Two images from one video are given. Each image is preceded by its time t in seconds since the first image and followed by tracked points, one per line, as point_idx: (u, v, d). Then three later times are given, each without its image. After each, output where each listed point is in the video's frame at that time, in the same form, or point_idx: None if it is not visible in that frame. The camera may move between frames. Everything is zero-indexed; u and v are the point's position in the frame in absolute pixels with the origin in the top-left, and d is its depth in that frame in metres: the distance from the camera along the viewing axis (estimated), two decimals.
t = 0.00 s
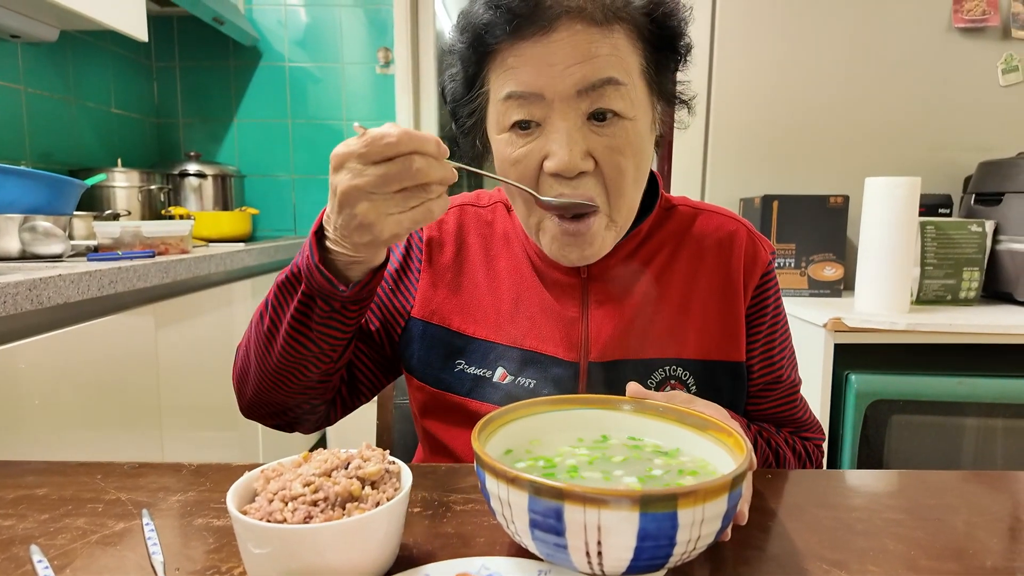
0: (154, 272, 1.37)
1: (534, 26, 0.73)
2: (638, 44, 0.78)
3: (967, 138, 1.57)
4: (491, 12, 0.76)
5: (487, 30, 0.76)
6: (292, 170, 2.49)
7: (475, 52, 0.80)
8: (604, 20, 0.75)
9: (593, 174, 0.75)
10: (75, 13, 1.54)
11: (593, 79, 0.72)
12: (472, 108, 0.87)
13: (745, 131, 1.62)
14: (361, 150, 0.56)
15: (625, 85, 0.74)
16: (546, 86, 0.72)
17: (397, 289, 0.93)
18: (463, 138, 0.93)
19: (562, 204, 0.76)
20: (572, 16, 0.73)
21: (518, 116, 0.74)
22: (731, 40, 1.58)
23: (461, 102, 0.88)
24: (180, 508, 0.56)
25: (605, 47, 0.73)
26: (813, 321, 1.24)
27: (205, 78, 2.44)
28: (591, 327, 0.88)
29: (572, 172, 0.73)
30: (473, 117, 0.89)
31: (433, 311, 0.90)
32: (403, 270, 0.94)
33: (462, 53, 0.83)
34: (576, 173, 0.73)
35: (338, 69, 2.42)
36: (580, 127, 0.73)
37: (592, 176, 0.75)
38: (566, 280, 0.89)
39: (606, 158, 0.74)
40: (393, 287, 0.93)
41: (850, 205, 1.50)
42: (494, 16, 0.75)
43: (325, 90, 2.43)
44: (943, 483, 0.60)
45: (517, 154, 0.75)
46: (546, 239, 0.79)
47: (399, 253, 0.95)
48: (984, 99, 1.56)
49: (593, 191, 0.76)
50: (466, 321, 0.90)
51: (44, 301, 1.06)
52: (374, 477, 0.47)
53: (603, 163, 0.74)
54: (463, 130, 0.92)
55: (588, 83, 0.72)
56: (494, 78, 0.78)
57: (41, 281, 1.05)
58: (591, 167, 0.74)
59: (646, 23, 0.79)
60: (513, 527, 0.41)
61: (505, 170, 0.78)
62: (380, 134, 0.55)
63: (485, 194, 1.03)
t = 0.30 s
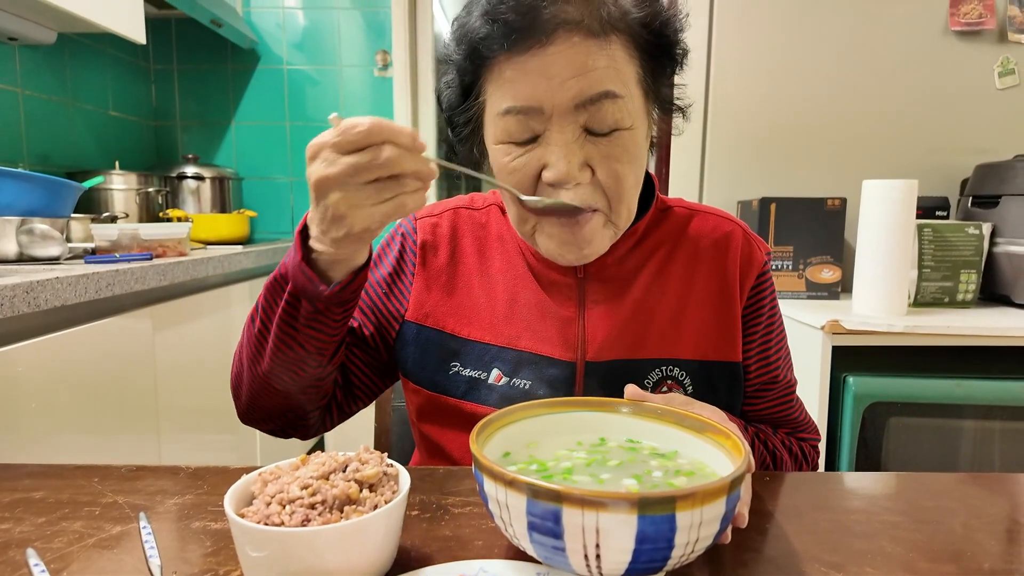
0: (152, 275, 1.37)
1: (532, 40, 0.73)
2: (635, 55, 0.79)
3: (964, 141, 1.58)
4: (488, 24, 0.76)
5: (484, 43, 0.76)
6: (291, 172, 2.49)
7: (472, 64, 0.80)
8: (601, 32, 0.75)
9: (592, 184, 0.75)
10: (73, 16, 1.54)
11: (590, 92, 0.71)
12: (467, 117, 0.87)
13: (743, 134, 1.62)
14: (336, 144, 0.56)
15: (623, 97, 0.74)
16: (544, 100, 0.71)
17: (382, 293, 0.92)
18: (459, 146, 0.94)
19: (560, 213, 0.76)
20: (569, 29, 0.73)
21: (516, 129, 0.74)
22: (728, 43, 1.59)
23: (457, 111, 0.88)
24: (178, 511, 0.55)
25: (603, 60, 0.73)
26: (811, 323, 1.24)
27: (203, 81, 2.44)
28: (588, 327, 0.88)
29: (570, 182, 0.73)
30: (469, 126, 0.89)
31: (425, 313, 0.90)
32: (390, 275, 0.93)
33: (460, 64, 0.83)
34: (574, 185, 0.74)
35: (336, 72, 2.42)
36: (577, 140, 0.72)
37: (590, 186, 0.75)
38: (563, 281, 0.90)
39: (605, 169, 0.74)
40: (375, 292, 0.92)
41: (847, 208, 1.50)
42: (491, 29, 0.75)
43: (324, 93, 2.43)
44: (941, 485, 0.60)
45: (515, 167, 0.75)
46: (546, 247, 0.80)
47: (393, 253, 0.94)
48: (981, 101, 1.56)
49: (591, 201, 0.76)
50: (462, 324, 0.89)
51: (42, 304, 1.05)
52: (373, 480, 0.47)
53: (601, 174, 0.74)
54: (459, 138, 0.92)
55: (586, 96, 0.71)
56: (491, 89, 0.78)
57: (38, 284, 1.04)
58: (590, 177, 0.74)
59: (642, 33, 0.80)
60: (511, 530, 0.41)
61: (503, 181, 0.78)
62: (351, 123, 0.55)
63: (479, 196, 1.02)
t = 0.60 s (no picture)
0: (150, 277, 1.37)
1: (535, 33, 0.73)
2: (633, 54, 0.79)
3: (961, 143, 1.58)
4: (494, 17, 0.75)
5: (490, 35, 0.75)
6: (289, 174, 2.49)
7: (475, 55, 0.79)
8: (603, 28, 0.75)
9: (587, 180, 0.76)
10: (72, 18, 1.54)
11: (591, 86, 0.72)
12: (466, 108, 0.86)
13: (740, 137, 1.63)
14: (278, 335, 0.61)
15: (622, 92, 0.74)
16: (546, 91, 0.72)
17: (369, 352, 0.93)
18: (456, 138, 0.93)
19: (554, 204, 0.77)
20: (572, 26, 0.73)
21: (516, 120, 0.74)
22: (726, 46, 1.59)
23: (456, 102, 0.88)
24: (175, 514, 0.55)
25: (604, 55, 0.73)
26: (809, 325, 1.24)
27: (201, 83, 2.44)
28: (580, 328, 0.88)
29: (566, 176, 0.74)
30: (467, 118, 0.88)
31: (421, 339, 0.91)
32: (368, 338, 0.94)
33: (461, 53, 0.81)
34: (570, 178, 0.74)
35: (334, 74, 2.42)
36: (576, 133, 0.73)
37: (586, 180, 0.76)
38: (554, 282, 0.89)
39: (601, 164, 0.75)
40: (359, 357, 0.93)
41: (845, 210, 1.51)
42: (497, 22, 0.74)
43: (322, 96, 2.43)
44: (939, 487, 0.60)
45: (512, 157, 0.76)
46: (541, 237, 0.81)
47: (383, 282, 0.96)
48: (978, 104, 1.56)
49: (586, 195, 0.77)
50: (454, 339, 0.90)
51: (39, 307, 1.05)
52: (371, 482, 0.47)
53: (597, 169, 0.75)
54: (457, 129, 0.91)
55: (586, 90, 0.72)
56: (490, 80, 0.78)
57: (35, 286, 1.04)
58: (586, 172, 0.75)
59: (641, 32, 0.80)
60: (510, 532, 0.41)
61: (500, 169, 0.78)
62: (292, 318, 0.61)
63: (465, 208, 1.01)
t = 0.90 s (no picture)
0: (148, 279, 1.37)
1: (525, 14, 0.74)
2: (615, 42, 0.81)
3: (959, 145, 1.58)
4: None
5: (480, 16, 0.76)
6: (287, 176, 2.49)
7: (465, 38, 0.79)
8: (590, 15, 0.77)
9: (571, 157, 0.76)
10: (70, 20, 1.54)
11: (577, 64, 0.74)
12: (455, 91, 0.86)
13: (739, 138, 1.63)
14: (279, 455, 0.65)
15: (606, 74, 0.76)
16: (533, 67, 0.73)
17: (363, 374, 0.94)
18: (444, 124, 0.92)
19: (538, 182, 0.76)
20: (559, 9, 0.75)
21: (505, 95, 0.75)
22: (724, 47, 1.60)
23: (445, 86, 0.88)
24: (173, 516, 0.55)
25: (590, 39, 0.76)
26: (807, 327, 1.25)
27: (199, 84, 2.44)
28: (565, 323, 0.88)
29: (552, 152, 0.74)
30: (456, 100, 0.88)
31: (413, 346, 0.91)
32: (361, 365, 0.95)
33: (451, 38, 0.82)
34: (555, 154, 0.74)
35: (333, 76, 2.42)
36: (561, 109, 0.74)
37: (571, 159, 0.76)
38: (537, 279, 0.90)
39: (586, 142, 0.75)
40: (354, 383, 0.95)
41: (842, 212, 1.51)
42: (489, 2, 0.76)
43: (321, 98, 2.44)
44: (937, 489, 0.60)
45: (497, 132, 0.76)
46: (524, 217, 0.79)
47: (372, 306, 0.95)
48: (975, 106, 1.57)
49: (572, 174, 0.76)
50: (445, 344, 0.89)
51: (37, 308, 1.05)
52: (369, 484, 0.47)
53: (581, 146, 0.75)
54: (445, 114, 0.91)
55: (573, 68, 0.73)
56: (480, 62, 0.79)
57: (33, 288, 1.04)
58: (570, 150, 0.75)
59: (624, 24, 0.82)
60: (509, 534, 0.41)
61: (485, 146, 0.78)
62: (287, 438, 0.64)
63: (446, 218, 1.01)
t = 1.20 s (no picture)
0: (146, 281, 1.36)
1: (516, 25, 0.74)
2: (605, 50, 0.81)
3: (957, 147, 1.59)
4: (477, 9, 0.76)
5: (474, 28, 0.76)
6: (285, 177, 2.49)
7: (459, 48, 0.79)
8: (579, 25, 0.77)
9: (563, 164, 0.77)
10: (68, 22, 1.53)
11: (568, 76, 0.73)
12: (449, 97, 0.86)
13: (737, 140, 1.63)
14: (274, 463, 0.65)
15: (596, 83, 0.76)
16: (526, 78, 0.73)
17: (362, 376, 0.94)
18: (438, 129, 0.92)
19: (531, 189, 0.77)
20: (551, 21, 0.75)
21: (498, 106, 0.75)
22: (722, 49, 1.60)
23: (439, 93, 0.87)
24: (172, 518, 0.55)
25: (580, 49, 0.76)
26: (805, 329, 1.25)
27: (197, 86, 2.44)
28: (557, 318, 0.88)
29: (545, 161, 0.75)
30: (451, 107, 0.87)
31: (411, 345, 0.90)
32: (359, 366, 0.94)
33: (445, 45, 0.81)
34: (548, 162, 0.75)
35: (331, 78, 2.43)
36: (554, 119, 0.74)
37: (563, 166, 0.76)
38: (528, 276, 0.90)
39: (578, 150, 0.76)
40: (353, 386, 0.94)
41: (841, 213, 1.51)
42: (482, 14, 0.75)
43: (319, 99, 2.44)
44: (935, 490, 0.60)
45: (491, 141, 0.76)
46: (518, 220, 0.80)
47: (369, 307, 0.94)
48: (973, 108, 1.57)
49: (564, 180, 0.77)
50: (440, 343, 0.89)
51: (35, 310, 1.05)
52: (368, 486, 0.47)
53: (574, 155, 0.76)
54: (439, 120, 0.90)
55: (564, 79, 0.73)
56: (473, 72, 0.79)
57: (32, 290, 1.04)
58: (563, 158, 0.76)
59: (613, 32, 0.83)
60: (507, 536, 0.41)
61: (478, 153, 0.79)
62: (277, 445, 0.64)
63: (439, 220, 1.01)
